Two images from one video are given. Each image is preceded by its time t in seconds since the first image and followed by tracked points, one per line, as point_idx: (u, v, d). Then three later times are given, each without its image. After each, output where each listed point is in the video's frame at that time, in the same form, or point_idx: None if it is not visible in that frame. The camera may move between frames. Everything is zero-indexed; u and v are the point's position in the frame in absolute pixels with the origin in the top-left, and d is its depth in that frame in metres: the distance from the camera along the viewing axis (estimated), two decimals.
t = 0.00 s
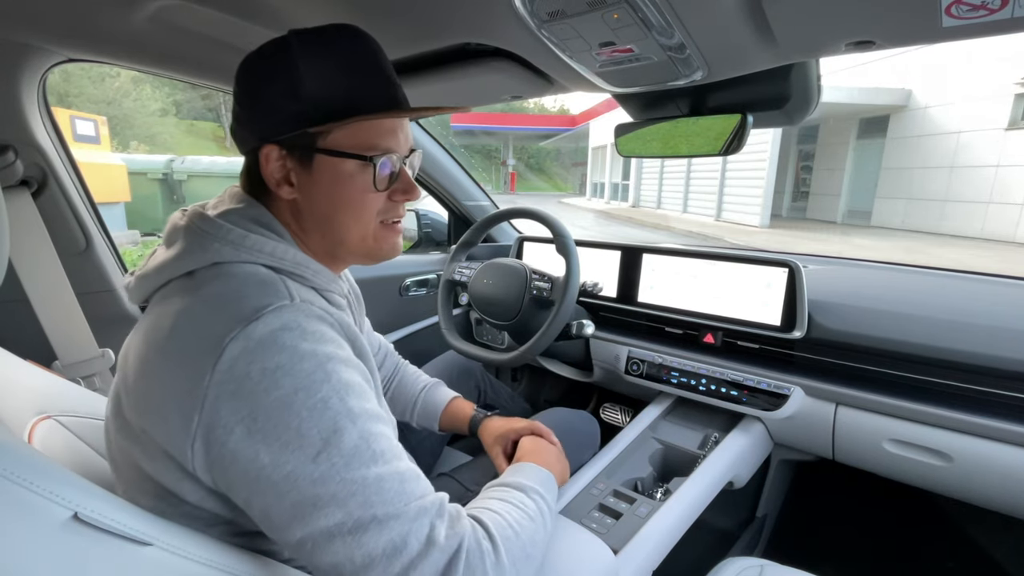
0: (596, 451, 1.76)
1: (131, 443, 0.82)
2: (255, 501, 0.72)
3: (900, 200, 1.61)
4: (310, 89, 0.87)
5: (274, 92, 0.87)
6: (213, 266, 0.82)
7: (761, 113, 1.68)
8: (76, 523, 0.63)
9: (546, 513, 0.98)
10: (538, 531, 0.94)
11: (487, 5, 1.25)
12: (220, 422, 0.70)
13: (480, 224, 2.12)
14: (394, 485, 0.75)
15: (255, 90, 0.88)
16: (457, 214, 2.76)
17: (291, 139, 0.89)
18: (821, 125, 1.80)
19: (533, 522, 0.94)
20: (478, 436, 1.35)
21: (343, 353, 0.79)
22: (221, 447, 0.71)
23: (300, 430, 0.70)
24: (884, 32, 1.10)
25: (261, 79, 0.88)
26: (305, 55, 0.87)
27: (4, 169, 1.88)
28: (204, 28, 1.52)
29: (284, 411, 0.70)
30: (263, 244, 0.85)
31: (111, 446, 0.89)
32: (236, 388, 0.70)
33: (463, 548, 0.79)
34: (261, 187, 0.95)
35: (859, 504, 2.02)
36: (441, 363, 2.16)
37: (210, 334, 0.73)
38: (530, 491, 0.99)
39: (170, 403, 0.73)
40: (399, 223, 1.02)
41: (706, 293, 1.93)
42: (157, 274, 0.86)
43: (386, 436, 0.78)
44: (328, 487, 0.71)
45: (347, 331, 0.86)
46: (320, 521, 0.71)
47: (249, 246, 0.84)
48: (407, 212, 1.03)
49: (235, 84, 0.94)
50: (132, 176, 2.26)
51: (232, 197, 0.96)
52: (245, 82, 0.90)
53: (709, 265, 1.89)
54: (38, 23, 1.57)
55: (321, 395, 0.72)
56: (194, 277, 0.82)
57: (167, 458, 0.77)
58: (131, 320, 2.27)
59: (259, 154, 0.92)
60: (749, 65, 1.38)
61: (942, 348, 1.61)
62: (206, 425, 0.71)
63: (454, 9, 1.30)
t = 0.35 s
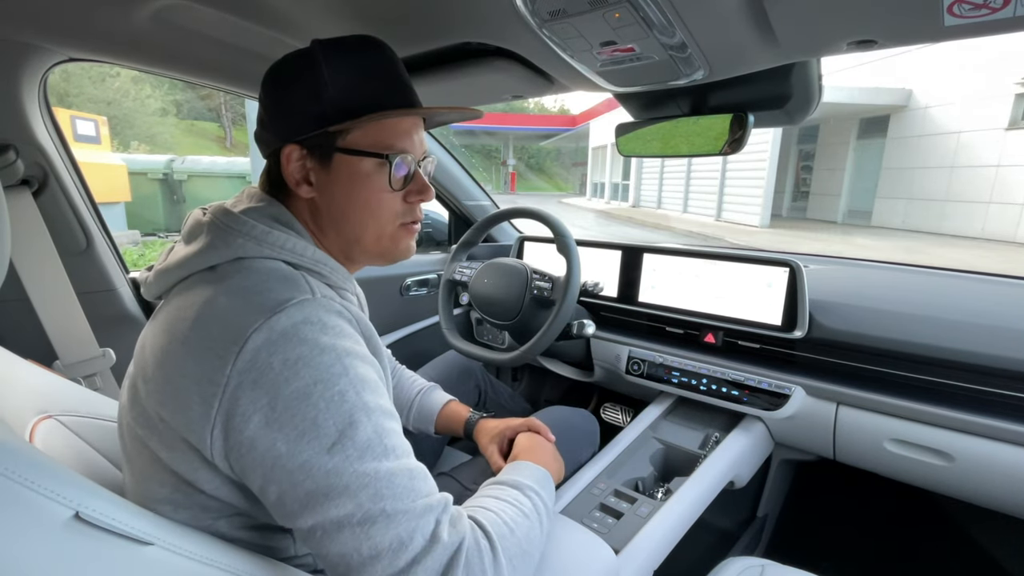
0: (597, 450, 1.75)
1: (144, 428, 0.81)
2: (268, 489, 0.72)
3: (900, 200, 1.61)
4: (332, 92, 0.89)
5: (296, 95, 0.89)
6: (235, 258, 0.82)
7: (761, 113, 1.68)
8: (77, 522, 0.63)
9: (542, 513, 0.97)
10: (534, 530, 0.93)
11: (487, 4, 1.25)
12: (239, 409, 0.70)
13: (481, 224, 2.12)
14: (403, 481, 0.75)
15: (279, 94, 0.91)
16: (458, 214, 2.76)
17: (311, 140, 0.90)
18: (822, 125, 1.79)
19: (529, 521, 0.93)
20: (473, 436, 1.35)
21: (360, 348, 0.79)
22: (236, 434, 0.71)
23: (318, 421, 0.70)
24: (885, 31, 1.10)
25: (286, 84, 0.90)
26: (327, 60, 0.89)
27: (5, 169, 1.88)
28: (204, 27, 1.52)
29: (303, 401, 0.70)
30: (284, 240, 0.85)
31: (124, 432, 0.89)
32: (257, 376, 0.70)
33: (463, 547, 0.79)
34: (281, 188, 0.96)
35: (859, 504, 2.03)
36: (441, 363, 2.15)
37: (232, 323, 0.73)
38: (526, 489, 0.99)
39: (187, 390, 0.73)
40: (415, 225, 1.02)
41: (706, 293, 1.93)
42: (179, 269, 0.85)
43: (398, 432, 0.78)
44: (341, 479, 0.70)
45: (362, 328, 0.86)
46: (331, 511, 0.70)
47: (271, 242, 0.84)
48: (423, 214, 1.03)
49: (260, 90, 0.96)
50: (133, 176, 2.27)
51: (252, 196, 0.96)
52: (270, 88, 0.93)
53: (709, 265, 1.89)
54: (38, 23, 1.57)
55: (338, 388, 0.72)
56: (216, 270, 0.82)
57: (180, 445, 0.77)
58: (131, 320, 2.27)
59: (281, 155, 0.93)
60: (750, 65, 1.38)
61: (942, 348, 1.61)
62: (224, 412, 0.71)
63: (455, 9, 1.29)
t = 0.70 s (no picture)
0: (597, 450, 1.75)
1: (139, 431, 0.81)
2: (262, 492, 0.72)
3: (900, 200, 1.62)
4: (337, 94, 0.90)
5: (301, 95, 0.89)
6: (229, 260, 0.82)
7: (761, 112, 1.67)
8: (77, 522, 0.63)
9: (541, 511, 0.97)
10: (533, 529, 0.93)
11: (487, 4, 1.24)
12: (233, 412, 0.70)
13: (481, 224, 2.12)
14: (399, 481, 0.75)
15: (282, 93, 0.91)
16: (458, 214, 2.76)
17: (315, 140, 0.90)
18: (822, 124, 1.76)
19: (527, 519, 0.93)
20: (472, 437, 1.34)
21: (355, 350, 0.79)
22: (231, 437, 0.70)
23: (312, 423, 0.70)
24: (885, 31, 1.10)
25: (290, 83, 0.90)
26: (333, 61, 0.90)
27: (5, 168, 1.88)
28: (204, 27, 1.52)
29: (297, 403, 0.70)
30: (280, 241, 0.86)
31: (120, 435, 0.88)
32: (251, 378, 0.70)
33: (461, 548, 0.79)
34: (280, 187, 0.96)
35: (859, 504, 2.03)
36: (441, 363, 2.15)
37: (227, 325, 0.73)
38: (523, 488, 0.99)
39: (181, 393, 0.73)
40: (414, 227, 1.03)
41: (706, 293, 1.93)
42: (173, 269, 0.85)
43: (393, 433, 0.78)
44: (336, 480, 0.70)
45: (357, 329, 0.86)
46: (326, 513, 0.70)
47: (266, 243, 0.84)
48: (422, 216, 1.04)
49: (262, 90, 0.96)
50: (133, 176, 2.28)
51: (249, 196, 0.95)
52: (273, 86, 0.92)
53: (709, 265, 1.89)
54: (38, 23, 1.57)
55: (333, 389, 0.72)
56: (211, 271, 0.82)
57: (176, 446, 0.77)
58: (130, 320, 2.26)
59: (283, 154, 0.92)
60: (750, 65, 1.38)
61: (942, 348, 1.61)
62: (218, 415, 0.71)
63: (454, 8, 1.29)
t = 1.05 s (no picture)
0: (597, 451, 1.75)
1: (143, 429, 0.81)
2: (266, 491, 0.72)
3: (900, 200, 1.62)
4: (339, 92, 0.90)
5: (303, 92, 0.89)
6: (234, 259, 0.82)
7: (762, 112, 1.67)
8: (78, 522, 0.63)
9: (543, 511, 0.97)
10: (534, 529, 0.93)
11: (487, 4, 1.25)
12: (239, 411, 0.70)
13: (481, 224, 2.12)
14: (402, 482, 0.75)
15: (285, 91, 0.91)
16: (458, 214, 2.76)
17: (317, 137, 0.91)
18: (822, 125, 1.77)
19: (530, 520, 0.93)
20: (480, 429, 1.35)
21: (358, 350, 0.79)
22: (236, 436, 0.70)
23: (316, 423, 0.70)
24: (885, 31, 1.10)
25: (293, 81, 0.90)
26: (335, 59, 0.89)
27: (6, 168, 1.88)
28: (204, 27, 1.52)
29: (301, 403, 0.70)
30: (286, 241, 0.86)
31: (124, 434, 0.89)
32: (256, 378, 0.70)
33: (463, 551, 0.79)
34: (283, 185, 0.96)
35: (859, 504, 2.03)
36: (441, 364, 2.16)
37: (232, 325, 0.73)
38: (527, 489, 0.98)
39: (187, 391, 0.73)
40: (415, 224, 1.04)
41: (706, 292, 1.93)
42: (180, 269, 0.85)
43: (397, 433, 0.78)
44: (339, 481, 0.70)
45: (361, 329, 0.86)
46: (330, 513, 0.71)
47: (273, 243, 0.84)
48: (423, 213, 1.05)
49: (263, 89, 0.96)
50: (133, 175, 2.26)
51: (253, 196, 0.95)
52: (276, 85, 0.92)
53: (709, 265, 1.89)
54: (39, 23, 1.57)
55: (336, 389, 0.72)
56: (216, 271, 0.82)
57: (181, 445, 0.77)
58: (131, 320, 2.26)
59: (285, 152, 0.93)
60: (751, 64, 1.38)
61: (942, 348, 1.60)
62: (223, 413, 0.70)
63: (455, 8, 1.29)
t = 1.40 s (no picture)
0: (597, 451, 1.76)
1: (169, 413, 0.82)
2: (284, 474, 0.66)
3: (900, 201, 1.62)
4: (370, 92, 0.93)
5: (336, 93, 0.93)
6: (263, 253, 0.81)
7: (762, 112, 1.67)
8: (80, 523, 0.63)
9: (642, 504, 0.69)
10: (617, 528, 0.68)
11: (487, 5, 1.25)
12: (259, 393, 0.66)
13: (481, 224, 2.12)
14: (419, 461, 0.64)
15: (319, 94, 0.95)
16: (458, 214, 2.76)
17: (348, 135, 0.94)
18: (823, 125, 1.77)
19: (608, 514, 0.68)
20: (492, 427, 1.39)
21: (380, 337, 0.75)
22: (256, 420, 0.67)
23: (329, 398, 0.64)
24: (885, 31, 1.10)
25: (327, 84, 0.94)
26: (366, 60, 0.93)
27: (7, 169, 1.89)
28: (205, 28, 1.52)
29: (315, 379, 0.65)
30: (319, 243, 0.86)
31: (146, 418, 0.89)
32: (274, 357, 0.66)
33: (476, 534, 0.63)
34: (315, 184, 0.99)
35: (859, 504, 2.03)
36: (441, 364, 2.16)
37: (256, 312, 0.71)
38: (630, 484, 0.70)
39: (215, 377, 0.72)
40: (443, 223, 1.04)
41: (706, 293, 1.93)
42: (211, 261, 0.85)
43: (418, 414, 0.69)
44: (351, 458, 0.62)
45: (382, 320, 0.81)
46: (343, 495, 0.62)
47: (305, 242, 0.85)
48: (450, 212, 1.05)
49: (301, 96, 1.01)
50: (133, 175, 2.23)
51: (284, 195, 0.95)
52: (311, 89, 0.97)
53: (709, 265, 1.90)
54: (40, 23, 1.57)
55: (351, 365, 0.66)
56: (246, 263, 0.82)
57: (201, 423, 0.78)
58: (132, 320, 2.26)
59: (318, 152, 0.96)
60: (750, 65, 1.38)
61: (943, 348, 1.60)
62: (246, 397, 0.67)
63: (455, 9, 1.29)
